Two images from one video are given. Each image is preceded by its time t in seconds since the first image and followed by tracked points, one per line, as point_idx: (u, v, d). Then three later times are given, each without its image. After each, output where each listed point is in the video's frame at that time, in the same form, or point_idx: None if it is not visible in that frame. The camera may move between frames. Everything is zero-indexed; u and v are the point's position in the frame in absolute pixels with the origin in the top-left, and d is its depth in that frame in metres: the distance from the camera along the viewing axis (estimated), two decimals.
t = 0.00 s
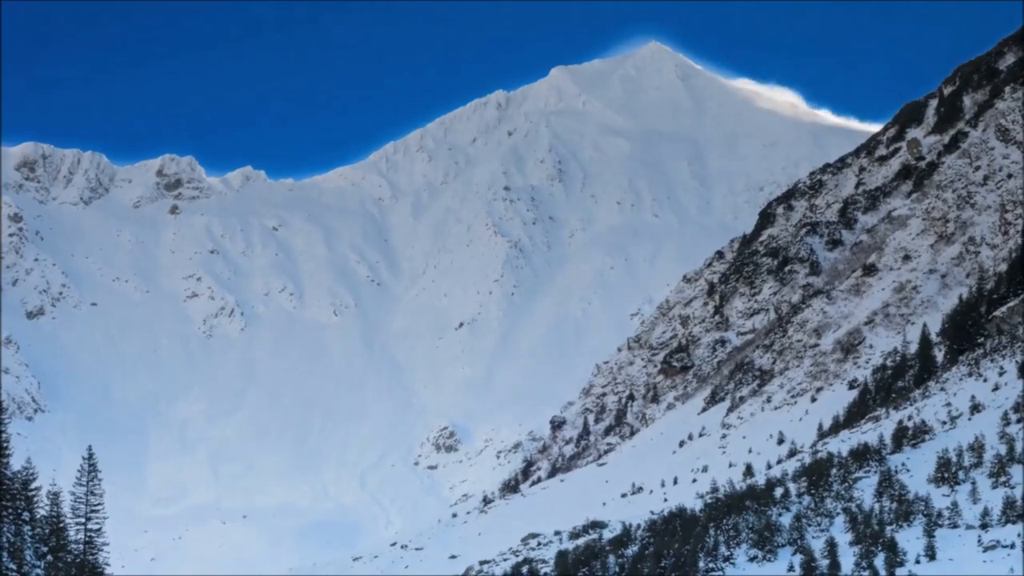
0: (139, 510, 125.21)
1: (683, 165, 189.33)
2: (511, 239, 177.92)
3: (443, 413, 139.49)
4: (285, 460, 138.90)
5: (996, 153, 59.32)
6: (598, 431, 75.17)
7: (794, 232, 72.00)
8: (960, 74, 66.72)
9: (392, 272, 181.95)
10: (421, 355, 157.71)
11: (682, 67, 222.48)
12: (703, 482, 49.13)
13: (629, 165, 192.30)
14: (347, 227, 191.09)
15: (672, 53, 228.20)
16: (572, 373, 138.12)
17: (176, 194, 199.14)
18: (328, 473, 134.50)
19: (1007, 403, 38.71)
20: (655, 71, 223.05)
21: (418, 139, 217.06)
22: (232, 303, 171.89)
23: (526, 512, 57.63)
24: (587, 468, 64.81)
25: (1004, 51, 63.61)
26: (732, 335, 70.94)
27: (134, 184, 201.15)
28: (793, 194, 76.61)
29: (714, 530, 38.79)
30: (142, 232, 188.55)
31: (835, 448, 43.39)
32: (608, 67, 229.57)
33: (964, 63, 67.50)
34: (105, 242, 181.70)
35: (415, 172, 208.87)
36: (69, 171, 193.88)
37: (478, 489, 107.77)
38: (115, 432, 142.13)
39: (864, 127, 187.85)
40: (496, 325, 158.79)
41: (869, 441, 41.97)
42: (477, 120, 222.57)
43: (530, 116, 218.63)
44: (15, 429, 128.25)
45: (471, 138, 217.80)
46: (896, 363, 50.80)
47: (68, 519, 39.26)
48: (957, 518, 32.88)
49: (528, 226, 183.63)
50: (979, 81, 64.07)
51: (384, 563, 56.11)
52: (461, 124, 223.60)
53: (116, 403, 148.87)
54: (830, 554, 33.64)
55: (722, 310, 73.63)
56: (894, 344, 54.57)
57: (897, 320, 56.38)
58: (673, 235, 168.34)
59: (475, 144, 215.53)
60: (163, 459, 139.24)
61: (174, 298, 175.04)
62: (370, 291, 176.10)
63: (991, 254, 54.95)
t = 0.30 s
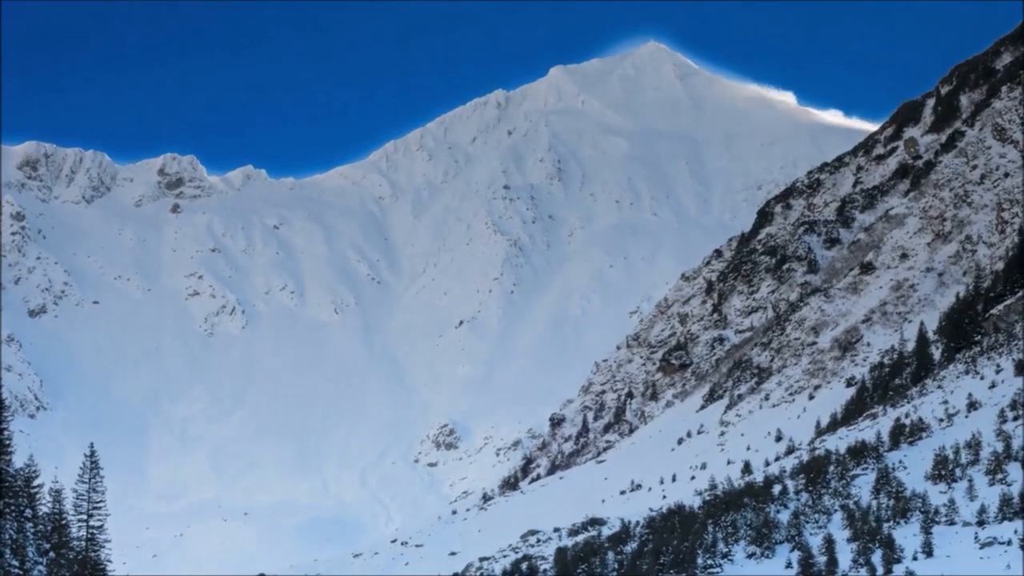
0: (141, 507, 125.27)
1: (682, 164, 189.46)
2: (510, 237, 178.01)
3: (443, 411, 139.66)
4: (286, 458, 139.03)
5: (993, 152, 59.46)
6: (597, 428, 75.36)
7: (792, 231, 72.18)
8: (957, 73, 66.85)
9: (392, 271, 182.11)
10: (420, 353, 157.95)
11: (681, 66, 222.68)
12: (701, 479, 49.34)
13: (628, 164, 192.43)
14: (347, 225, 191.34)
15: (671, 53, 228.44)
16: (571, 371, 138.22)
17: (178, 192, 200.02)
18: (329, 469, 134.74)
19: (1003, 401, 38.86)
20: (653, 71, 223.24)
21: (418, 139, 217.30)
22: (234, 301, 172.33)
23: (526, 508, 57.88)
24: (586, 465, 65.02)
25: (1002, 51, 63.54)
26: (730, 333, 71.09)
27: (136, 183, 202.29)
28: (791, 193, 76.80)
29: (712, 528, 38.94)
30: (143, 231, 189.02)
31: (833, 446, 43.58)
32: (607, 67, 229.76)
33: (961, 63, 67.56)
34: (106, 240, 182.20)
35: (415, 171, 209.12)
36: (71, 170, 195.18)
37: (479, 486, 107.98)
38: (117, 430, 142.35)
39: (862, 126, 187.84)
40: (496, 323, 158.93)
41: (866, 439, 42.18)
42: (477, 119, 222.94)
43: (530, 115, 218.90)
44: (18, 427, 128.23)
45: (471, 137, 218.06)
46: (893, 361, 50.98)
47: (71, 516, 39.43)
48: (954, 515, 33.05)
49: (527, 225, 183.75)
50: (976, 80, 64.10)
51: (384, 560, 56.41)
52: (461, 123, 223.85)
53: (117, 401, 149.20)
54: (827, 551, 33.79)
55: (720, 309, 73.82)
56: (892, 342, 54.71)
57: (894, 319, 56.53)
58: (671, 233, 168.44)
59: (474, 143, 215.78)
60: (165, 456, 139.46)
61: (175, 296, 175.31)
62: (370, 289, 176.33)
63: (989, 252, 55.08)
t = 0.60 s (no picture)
0: (142, 504, 125.22)
1: (681, 163, 189.61)
2: (510, 236, 178.14)
3: (442, 409, 139.85)
4: (287, 455, 139.12)
5: (990, 151, 59.70)
6: (596, 426, 75.55)
7: (790, 230, 72.38)
8: (954, 72, 67.03)
9: (392, 269, 182.36)
10: (420, 351, 158.16)
11: (680, 66, 222.85)
12: (699, 476, 49.54)
13: (628, 163, 192.56)
14: (348, 224, 191.63)
15: (670, 53, 228.62)
16: (570, 369, 138.33)
17: (179, 191, 200.46)
18: (329, 467, 134.99)
19: (1000, 399, 39.06)
20: (652, 70, 223.41)
21: (418, 138, 217.56)
22: (235, 300, 172.79)
23: (526, 506, 58.06)
24: (585, 463, 65.19)
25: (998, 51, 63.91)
26: (729, 331, 71.24)
27: (138, 182, 203.06)
28: (789, 192, 77.03)
29: (711, 524, 39.10)
30: (145, 230, 189.47)
31: (830, 443, 43.79)
32: (606, 66, 229.96)
33: (959, 63, 67.84)
34: (108, 239, 182.56)
35: (415, 169, 209.31)
36: (73, 170, 196.85)
37: (478, 483, 108.21)
38: (119, 428, 142.48)
39: (860, 126, 187.90)
40: (496, 322, 159.11)
41: (864, 436, 42.44)
42: (476, 118, 223.33)
43: (529, 114, 219.18)
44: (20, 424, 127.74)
45: (471, 136, 218.31)
46: (890, 359, 51.17)
47: (72, 514, 39.46)
48: (951, 513, 33.21)
49: (526, 224, 183.90)
50: (973, 80, 64.27)
51: (385, 556, 56.62)
52: (461, 123, 224.06)
53: (119, 399, 149.30)
54: (824, 547, 33.96)
55: (718, 307, 73.98)
56: (889, 340, 54.91)
57: (891, 317, 56.68)
58: (670, 232, 168.61)
59: (474, 142, 216.02)
60: (166, 454, 139.57)
61: (177, 295, 175.61)
62: (370, 288, 176.58)
63: (985, 251, 55.28)
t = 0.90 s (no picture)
0: (144, 501, 124.98)
1: (679, 162, 189.87)
2: (510, 235, 178.38)
3: (442, 406, 140.11)
4: (288, 452, 139.25)
5: (987, 150, 59.90)
6: (595, 423, 75.71)
7: (788, 228, 72.63)
8: (951, 72, 67.25)
9: (393, 268, 182.70)
10: (420, 350, 158.37)
11: (678, 66, 223.10)
12: (698, 473, 49.74)
13: (627, 162, 192.77)
14: (348, 223, 191.95)
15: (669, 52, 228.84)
16: (569, 367, 138.55)
17: (180, 190, 200.74)
18: (331, 464, 135.24)
19: (997, 396, 39.25)
20: (651, 69, 223.73)
21: (418, 137, 217.86)
22: (237, 298, 173.26)
23: (525, 502, 58.29)
24: (585, 460, 65.37)
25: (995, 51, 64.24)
26: (727, 328, 71.39)
27: (140, 181, 203.13)
28: (787, 191, 77.27)
29: (709, 521, 39.28)
30: (147, 229, 190.16)
31: (828, 440, 44.01)
32: (605, 66, 230.23)
33: (956, 63, 68.12)
34: (110, 238, 183.34)
35: (415, 168, 209.59)
36: (75, 169, 197.13)
37: (478, 480, 108.48)
38: (121, 425, 142.46)
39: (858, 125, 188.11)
40: (497, 320, 159.35)
41: (861, 434, 42.69)
42: (476, 118, 223.78)
43: (529, 113, 219.53)
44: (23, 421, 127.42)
45: (471, 136, 218.61)
46: (887, 357, 51.40)
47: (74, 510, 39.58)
48: (948, 509, 33.34)
49: (526, 223, 184.10)
50: (970, 79, 64.61)
51: (385, 553, 56.78)
52: (460, 122, 224.39)
53: (121, 396, 149.22)
54: (822, 544, 34.14)
55: (717, 305, 74.19)
56: (886, 338, 55.06)
57: (888, 315, 56.85)
58: (668, 230, 168.90)
59: (474, 141, 216.30)
60: (168, 450, 139.38)
61: (179, 293, 176.04)
62: (371, 286, 176.86)
63: (982, 249, 55.45)
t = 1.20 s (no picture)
0: (146, 498, 124.85)
1: (679, 161, 190.11)
2: (510, 234, 178.61)
3: (442, 404, 140.43)
4: (289, 449, 139.36)
5: (984, 149, 60.11)
6: (594, 421, 75.91)
7: (786, 227, 72.80)
8: (948, 71, 67.45)
9: (393, 266, 183.04)
10: (420, 347, 158.63)
11: (677, 65, 223.50)
12: (696, 470, 49.96)
13: (626, 160, 193.03)
14: (349, 221, 192.27)
15: (668, 51, 229.20)
16: (568, 365, 138.75)
17: (182, 189, 201.27)
18: (332, 460, 135.60)
19: (994, 393, 39.47)
20: (650, 69, 224.04)
21: (418, 136, 218.22)
22: (238, 296, 173.78)
23: (525, 499, 58.46)
24: (584, 457, 65.57)
25: (992, 50, 64.54)
26: (726, 327, 71.56)
27: (142, 180, 203.37)
28: (785, 190, 77.48)
29: (708, 518, 39.49)
30: (149, 227, 190.93)
31: (826, 438, 44.22)
32: (604, 65, 230.62)
33: (953, 62, 68.41)
34: (113, 237, 184.16)
35: (416, 167, 209.93)
36: (77, 168, 197.84)
37: (478, 477, 108.82)
38: (123, 422, 142.53)
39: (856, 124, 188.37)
40: (496, 317, 159.58)
41: (859, 431, 42.91)
42: (476, 117, 224.23)
43: (528, 112, 219.86)
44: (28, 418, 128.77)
45: (471, 135, 219.05)
46: (885, 355, 51.60)
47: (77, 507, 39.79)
48: (945, 506, 33.47)
49: (526, 221, 184.31)
50: (967, 79, 64.89)
51: (386, 549, 57.03)
52: (460, 121, 224.73)
53: (123, 393, 149.28)
54: (819, 541, 34.29)
55: (715, 303, 74.35)
56: (884, 336, 55.21)
57: (886, 313, 57.03)
58: (668, 228, 169.04)
59: (474, 140, 216.68)
60: (170, 448, 139.25)
61: (181, 291, 176.51)
62: (372, 283, 177.20)
63: (979, 248, 55.61)
